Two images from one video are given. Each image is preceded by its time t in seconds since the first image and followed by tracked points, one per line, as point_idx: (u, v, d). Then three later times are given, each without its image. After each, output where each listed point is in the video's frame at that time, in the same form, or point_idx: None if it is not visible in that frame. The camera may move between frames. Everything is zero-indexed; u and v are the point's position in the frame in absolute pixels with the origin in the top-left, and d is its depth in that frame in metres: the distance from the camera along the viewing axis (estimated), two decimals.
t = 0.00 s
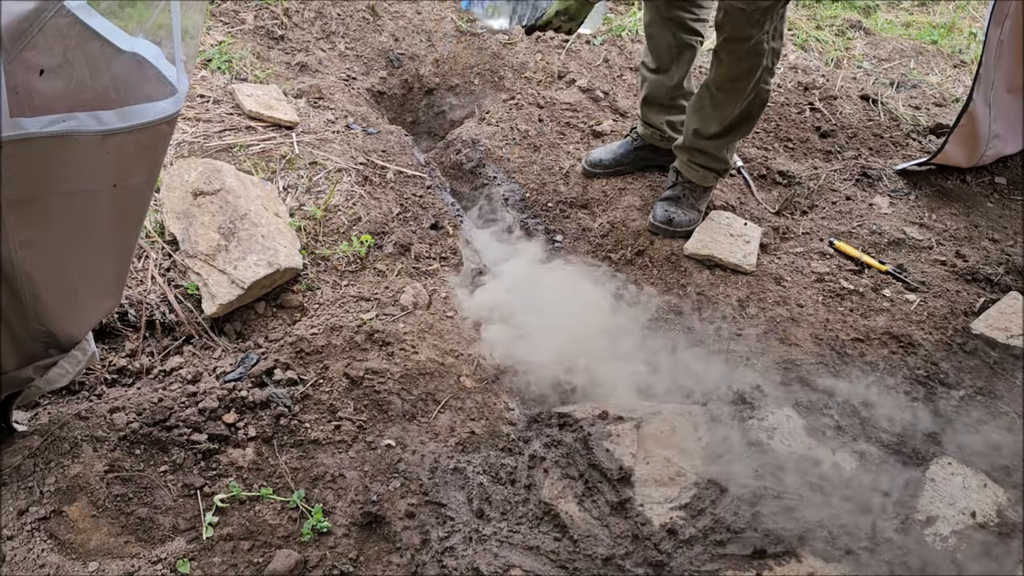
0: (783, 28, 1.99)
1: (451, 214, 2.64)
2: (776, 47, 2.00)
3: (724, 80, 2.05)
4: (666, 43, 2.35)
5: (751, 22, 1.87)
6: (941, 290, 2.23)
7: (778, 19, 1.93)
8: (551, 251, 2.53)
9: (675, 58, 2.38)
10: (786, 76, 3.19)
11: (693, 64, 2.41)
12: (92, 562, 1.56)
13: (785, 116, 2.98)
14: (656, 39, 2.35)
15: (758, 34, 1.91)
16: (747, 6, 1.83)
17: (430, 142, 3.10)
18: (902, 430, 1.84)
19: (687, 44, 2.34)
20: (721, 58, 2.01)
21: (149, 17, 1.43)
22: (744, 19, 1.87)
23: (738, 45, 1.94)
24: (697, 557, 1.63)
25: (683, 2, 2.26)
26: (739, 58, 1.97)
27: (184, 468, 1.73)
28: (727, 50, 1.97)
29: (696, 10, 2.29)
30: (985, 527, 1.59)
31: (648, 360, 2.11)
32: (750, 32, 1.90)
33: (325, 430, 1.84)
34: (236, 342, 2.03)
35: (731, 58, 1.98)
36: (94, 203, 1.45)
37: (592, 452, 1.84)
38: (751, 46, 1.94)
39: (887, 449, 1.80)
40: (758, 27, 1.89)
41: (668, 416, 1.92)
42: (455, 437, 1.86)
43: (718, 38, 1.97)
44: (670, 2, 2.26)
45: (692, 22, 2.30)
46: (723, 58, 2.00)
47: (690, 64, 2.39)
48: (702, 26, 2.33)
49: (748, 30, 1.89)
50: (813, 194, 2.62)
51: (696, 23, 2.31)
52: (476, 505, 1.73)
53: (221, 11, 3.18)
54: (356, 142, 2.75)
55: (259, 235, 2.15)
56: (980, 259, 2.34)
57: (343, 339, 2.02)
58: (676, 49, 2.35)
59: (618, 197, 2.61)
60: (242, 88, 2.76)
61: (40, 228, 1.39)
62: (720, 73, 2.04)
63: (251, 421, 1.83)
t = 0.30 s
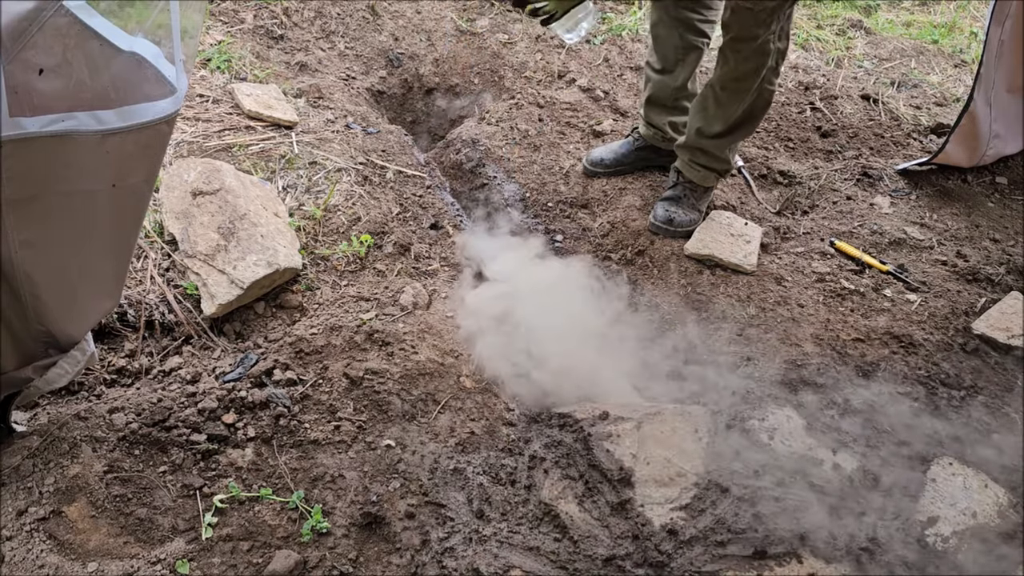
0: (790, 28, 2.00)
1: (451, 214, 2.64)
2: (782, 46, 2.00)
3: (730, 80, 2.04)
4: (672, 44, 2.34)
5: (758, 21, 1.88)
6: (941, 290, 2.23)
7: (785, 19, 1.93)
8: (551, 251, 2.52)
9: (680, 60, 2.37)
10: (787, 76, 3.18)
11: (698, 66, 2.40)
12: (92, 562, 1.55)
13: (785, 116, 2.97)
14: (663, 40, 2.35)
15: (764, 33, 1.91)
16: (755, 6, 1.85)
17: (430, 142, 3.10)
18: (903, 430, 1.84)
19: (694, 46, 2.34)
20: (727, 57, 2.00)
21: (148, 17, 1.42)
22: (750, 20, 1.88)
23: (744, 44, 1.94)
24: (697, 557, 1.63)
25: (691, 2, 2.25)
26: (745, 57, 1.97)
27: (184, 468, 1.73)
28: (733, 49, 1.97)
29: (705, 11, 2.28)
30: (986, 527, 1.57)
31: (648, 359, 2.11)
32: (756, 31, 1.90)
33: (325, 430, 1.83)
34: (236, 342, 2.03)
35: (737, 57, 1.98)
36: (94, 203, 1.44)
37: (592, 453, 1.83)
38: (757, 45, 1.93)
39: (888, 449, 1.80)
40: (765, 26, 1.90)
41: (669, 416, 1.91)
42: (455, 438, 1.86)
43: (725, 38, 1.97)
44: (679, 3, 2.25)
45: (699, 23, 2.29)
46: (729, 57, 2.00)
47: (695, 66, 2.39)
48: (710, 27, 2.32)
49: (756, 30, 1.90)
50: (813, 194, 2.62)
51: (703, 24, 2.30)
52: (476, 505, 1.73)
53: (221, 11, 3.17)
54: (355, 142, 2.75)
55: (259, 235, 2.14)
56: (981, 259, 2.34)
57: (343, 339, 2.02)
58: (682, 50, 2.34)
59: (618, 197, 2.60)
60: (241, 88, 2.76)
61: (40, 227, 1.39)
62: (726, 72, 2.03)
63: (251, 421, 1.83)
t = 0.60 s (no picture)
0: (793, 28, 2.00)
1: (451, 213, 2.64)
2: (784, 46, 2.00)
3: (733, 80, 2.04)
4: (675, 44, 2.34)
5: (763, 22, 1.87)
6: (941, 290, 2.23)
7: (789, 19, 1.93)
8: (552, 250, 2.52)
9: (682, 60, 2.37)
10: (787, 76, 3.18)
11: (700, 66, 2.39)
12: (92, 562, 1.55)
13: (785, 116, 2.97)
14: (666, 40, 2.34)
15: (768, 34, 1.90)
16: (759, 6, 1.84)
17: (429, 142, 3.09)
18: (903, 430, 1.84)
19: (696, 47, 2.33)
20: (730, 57, 2.00)
21: (147, 17, 1.43)
22: (755, 20, 1.87)
23: (747, 45, 1.94)
24: (698, 557, 1.62)
25: (694, 2, 2.24)
26: (748, 57, 1.97)
27: (184, 468, 1.73)
28: (737, 49, 1.97)
29: (708, 12, 2.27)
30: (986, 526, 1.62)
31: (647, 360, 2.11)
32: (760, 32, 1.89)
33: (325, 430, 1.84)
34: (236, 342, 2.03)
35: (741, 57, 1.98)
36: (95, 203, 1.44)
37: (591, 454, 1.83)
38: (761, 45, 1.93)
39: (888, 449, 1.80)
40: (769, 26, 1.89)
41: (669, 416, 1.91)
42: (455, 438, 1.86)
43: (728, 37, 1.96)
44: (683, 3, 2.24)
45: (701, 23, 2.28)
46: (732, 56, 1.99)
47: (697, 67, 2.38)
48: (713, 28, 2.31)
49: (760, 30, 1.89)
50: (813, 194, 2.62)
51: (706, 25, 2.29)
52: (476, 505, 1.73)
53: (221, 10, 3.17)
54: (356, 142, 2.75)
55: (259, 235, 2.14)
56: (981, 259, 2.34)
57: (343, 339, 2.03)
58: (685, 50, 2.34)
59: (618, 197, 2.61)
60: (241, 88, 2.75)
61: (41, 228, 1.39)
62: (729, 72, 2.03)
63: (251, 422, 1.83)
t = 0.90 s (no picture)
0: (793, 29, 2.00)
1: (451, 213, 2.64)
2: (784, 46, 2.00)
3: (733, 80, 2.04)
4: (673, 44, 2.34)
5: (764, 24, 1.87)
6: (941, 290, 2.23)
7: (788, 19, 1.93)
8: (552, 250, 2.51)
9: (681, 60, 2.37)
10: (786, 76, 3.18)
11: (699, 66, 2.39)
12: (92, 562, 1.55)
13: (785, 116, 2.97)
14: (664, 41, 2.34)
15: (770, 35, 1.90)
16: (761, 7, 1.83)
17: (430, 142, 3.09)
18: (903, 430, 1.84)
19: (693, 47, 2.33)
20: (731, 57, 2.00)
21: (147, 17, 1.43)
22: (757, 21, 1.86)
23: (749, 45, 1.94)
24: (698, 557, 1.62)
25: (692, 3, 2.22)
26: (748, 57, 1.97)
27: (184, 468, 1.73)
28: (737, 50, 1.97)
29: (705, 11, 2.26)
30: (986, 526, 1.62)
31: (646, 360, 2.11)
32: (761, 33, 1.89)
33: (325, 430, 1.84)
34: (236, 342, 2.03)
35: (740, 57, 1.98)
36: (95, 203, 1.44)
37: (591, 454, 1.84)
38: (761, 45, 1.93)
39: (887, 449, 1.80)
40: (771, 27, 1.88)
41: (668, 416, 1.92)
42: (455, 438, 1.86)
43: (729, 39, 1.96)
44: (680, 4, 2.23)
45: (700, 23, 2.27)
46: (732, 56, 2.00)
47: (695, 67, 2.38)
48: (710, 27, 2.30)
49: (761, 31, 1.89)
50: (813, 194, 2.62)
51: (704, 24, 2.28)
52: (476, 505, 1.73)
53: (221, 10, 3.17)
54: (356, 142, 2.75)
55: (259, 235, 2.14)
56: (981, 259, 2.34)
57: (343, 339, 2.03)
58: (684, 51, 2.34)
59: (618, 197, 2.61)
60: (242, 88, 2.75)
61: (41, 228, 1.39)
62: (728, 72, 2.03)
63: (251, 422, 1.83)
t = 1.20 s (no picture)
0: (793, 30, 2.01)
1: (451, 213, 2.64)
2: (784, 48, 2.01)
3: (734, 81, 2.04)
4: (673, 44, 2.33)
5: (766, 27, 1.88)
6: (941, 290, 2.23)
7: (789, 21, 1.94)
8: (552, 250, 2.51)
9: (681, 61, 2.37)
10: (786, 76, 3.18)
11: (698, 66, 2.40)
12: (92, 562, 1.54)
13: (785, 116, 2.97)
14: (663, 41, 2.34)
15: (771, 37, 1.91)
16: (763, 10, 1.84)
17: (430, 142, 3.09)
18: (902, 430, 1.84)
19: (693, 47, 2.33)
20: (731, 58, 2.01)
21: (148, 17, 1.43)
22: (759, 24, 1.88)
23: (750, 48, 1.95)
24: (698, 557, 1.63)
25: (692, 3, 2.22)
26: (750, 59, 1.97)
27: (184, 468, 1.73)
28: (738, 51, 1.97)
29: (705, 11, 2.25)
30: (986, 526, 1.62)
31: (645, 361, 2.12)
32: (763, 35, 1.90)
33: (325, 430, 1.84)
34: (236, 342, 2.03)
35: (742, 58, 1.98)
36: (95, 203, 1.44)
37: (591, 454, 1.84)
38: (763, 47, 1.94)
39: (887, 449, 1.80)
40: (772, 30, 1.90)
41: (668, 416, 1.92)
42: (455, 438, 1.87)
43: (731, 41, 1.97)
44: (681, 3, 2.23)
45: (700, 23, 2.27)
46: (734, 58, 2.00)
47: (695, 67, 2.39)
48: (710, 27, 2.30)
49: (762, 35, 1.90)
50: (813, 194, 2.62)
51: (704, 24, 2.28)
52: (476, 505, 1.73)
53: (221, 10, 3.16)
54: (356, 142, 2.75)
55: (259, 235, 2.14)
56: (981, 259, 2.34)
57: (343, 339, 2.03)
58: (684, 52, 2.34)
59: (618, 197, 2.61)
60: (242, 88, 2.75)
61: (40, 228, 1.39)
62: (730, 73, 2.03)
63: (251, 421, 1.83)
